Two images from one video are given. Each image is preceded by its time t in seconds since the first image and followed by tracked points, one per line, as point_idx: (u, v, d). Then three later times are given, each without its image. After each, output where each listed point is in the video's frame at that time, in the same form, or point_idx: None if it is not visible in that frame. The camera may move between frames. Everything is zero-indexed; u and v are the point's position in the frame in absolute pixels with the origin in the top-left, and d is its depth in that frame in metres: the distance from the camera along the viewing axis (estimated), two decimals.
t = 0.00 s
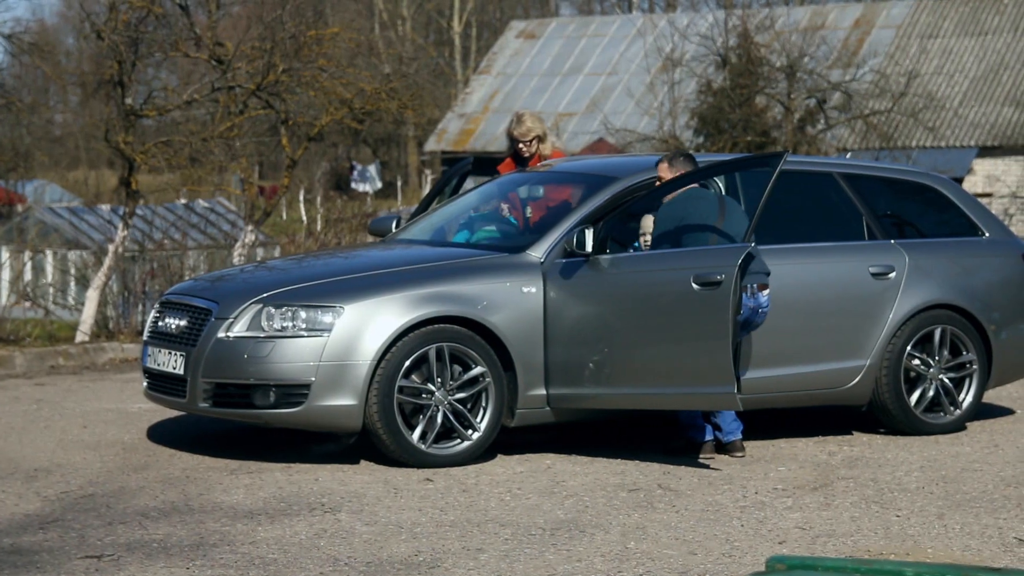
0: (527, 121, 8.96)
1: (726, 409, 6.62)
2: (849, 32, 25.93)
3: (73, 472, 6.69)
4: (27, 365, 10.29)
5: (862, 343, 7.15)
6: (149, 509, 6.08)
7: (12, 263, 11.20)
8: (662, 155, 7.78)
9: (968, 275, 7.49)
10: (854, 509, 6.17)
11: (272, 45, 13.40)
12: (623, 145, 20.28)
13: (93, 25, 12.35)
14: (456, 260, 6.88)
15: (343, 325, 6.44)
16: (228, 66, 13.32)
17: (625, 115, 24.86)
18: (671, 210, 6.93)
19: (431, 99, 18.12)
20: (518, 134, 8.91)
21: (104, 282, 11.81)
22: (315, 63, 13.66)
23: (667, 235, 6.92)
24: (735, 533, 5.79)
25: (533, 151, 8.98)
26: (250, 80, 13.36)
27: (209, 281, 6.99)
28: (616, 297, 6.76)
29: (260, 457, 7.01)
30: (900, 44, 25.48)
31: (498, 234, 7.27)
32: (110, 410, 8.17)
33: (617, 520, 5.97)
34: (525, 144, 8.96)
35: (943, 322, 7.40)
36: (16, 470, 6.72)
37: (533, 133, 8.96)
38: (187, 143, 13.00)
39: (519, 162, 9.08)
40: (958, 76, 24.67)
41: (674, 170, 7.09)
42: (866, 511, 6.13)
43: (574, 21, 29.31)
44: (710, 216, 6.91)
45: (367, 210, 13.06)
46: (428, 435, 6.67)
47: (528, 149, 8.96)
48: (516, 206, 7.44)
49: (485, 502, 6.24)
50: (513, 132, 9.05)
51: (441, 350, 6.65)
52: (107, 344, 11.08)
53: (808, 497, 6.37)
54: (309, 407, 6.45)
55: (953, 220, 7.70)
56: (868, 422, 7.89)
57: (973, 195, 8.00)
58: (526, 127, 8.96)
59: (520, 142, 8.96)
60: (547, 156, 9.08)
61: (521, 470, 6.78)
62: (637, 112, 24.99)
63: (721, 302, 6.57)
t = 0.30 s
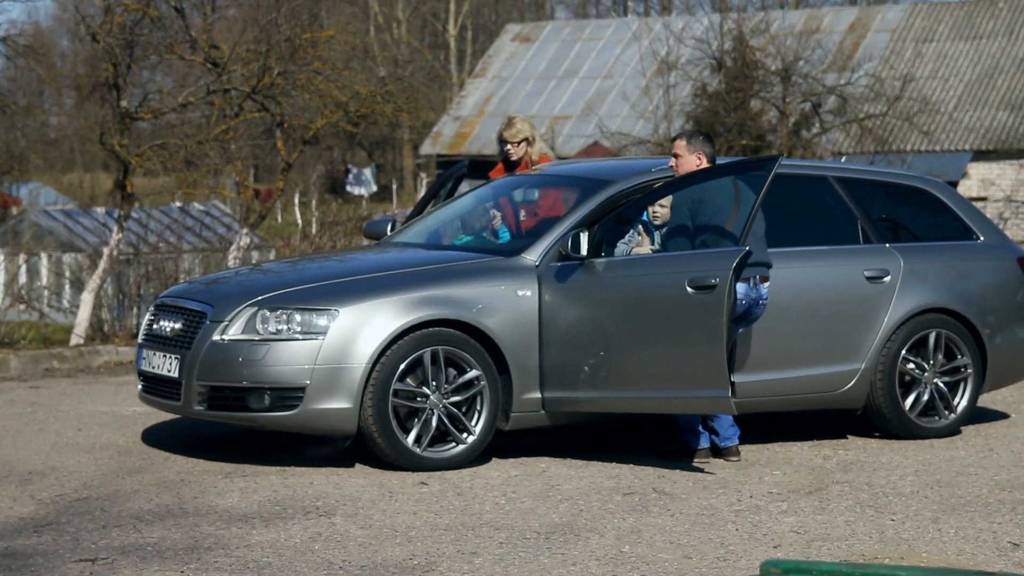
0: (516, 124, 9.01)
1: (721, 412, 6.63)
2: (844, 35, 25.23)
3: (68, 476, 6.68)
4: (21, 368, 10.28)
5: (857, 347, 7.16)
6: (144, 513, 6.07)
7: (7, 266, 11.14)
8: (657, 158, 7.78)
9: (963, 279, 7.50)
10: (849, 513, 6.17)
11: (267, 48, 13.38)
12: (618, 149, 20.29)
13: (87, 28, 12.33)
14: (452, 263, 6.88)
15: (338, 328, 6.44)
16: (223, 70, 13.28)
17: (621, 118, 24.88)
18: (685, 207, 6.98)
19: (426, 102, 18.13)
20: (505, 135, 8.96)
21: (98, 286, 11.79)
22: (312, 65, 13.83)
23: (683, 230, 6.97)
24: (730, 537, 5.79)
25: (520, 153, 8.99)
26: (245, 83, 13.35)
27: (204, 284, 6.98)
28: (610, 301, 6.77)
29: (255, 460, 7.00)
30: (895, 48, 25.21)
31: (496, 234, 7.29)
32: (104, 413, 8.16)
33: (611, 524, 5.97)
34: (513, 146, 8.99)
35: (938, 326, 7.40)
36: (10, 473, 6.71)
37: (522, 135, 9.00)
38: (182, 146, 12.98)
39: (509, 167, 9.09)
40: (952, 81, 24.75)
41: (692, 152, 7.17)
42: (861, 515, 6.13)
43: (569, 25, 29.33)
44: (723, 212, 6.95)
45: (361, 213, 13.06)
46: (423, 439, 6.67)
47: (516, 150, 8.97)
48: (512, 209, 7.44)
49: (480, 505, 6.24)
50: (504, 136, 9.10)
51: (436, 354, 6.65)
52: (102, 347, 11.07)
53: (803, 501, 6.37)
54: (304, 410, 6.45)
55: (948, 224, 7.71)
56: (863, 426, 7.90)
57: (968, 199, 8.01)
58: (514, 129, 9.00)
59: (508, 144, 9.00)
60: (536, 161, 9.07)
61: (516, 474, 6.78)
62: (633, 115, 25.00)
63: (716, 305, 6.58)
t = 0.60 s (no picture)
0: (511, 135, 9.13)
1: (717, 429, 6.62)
2: (839, 52, 25.98)
3: (62, 491, 6.67)
4: (16, 383, 10.27)
5: (852, 363, 7.16)
6: (137, 528, 6.06)
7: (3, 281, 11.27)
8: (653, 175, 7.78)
9: (958, 296, 7.51)
10: (844, 529, 6.17)
11: (263, 64, 13.37)
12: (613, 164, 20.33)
13: (84, 43, 12.35)
14: (447, 279, 6.88)
15: (333, 344, 6.44)
16: (219, 85, 13.23)
17: (616, 134, 24.91)
18: (711, 212, 6.89)
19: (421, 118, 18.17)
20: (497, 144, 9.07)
21: (93, 301, 11.78)
22: (307, 81, 13.75)
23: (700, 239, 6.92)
24: (725, 553, 5.79)
25: (512, 163, 9.07)
26: (241, 98, 13.35)
27: (199, 299, 6.98)
28: (606, 317, 6.77)
29: (249, 476, 7.00)
30: (890, 64, 25.75)
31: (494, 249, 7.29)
32: (99, 429, 8.15)
33: (606, 540, 5.96)
34: (505, 155, 9.08)
35: (933, 343, 7.41)
36: (4, 489, 6.70)
37: (515, 145, 9.10)
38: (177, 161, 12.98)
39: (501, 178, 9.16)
40: (948, 97, 24.91)
41: (727, 140, 7.31)
42: (855, 532, 6.13)
43: (564, 39, 29.33)
44: (747, 222, 6.79)
45: (357, 229, 13.06)
46: (417, 455, 6.67)
47: (506, 159, 9.06)
48: (508, 226, 7.43)
49: (475, 521, 6.23)
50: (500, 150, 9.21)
51: (431, 370, 6.64)
52: (97, 362, 11.07)
53: (797, 517, 6.37)
54: (298, 425, 6.44)
55: (943, 240, 7.72)
56: (859, 442, 7.90)
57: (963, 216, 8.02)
58: (507, 140, 9.11)
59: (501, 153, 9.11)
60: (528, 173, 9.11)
61: (511, 490, 6.77)
62: (627, 131, 25.04)
63: (712, 321, 6.58)
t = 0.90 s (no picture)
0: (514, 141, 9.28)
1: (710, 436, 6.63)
2: (833, 60, 25.74)
3: (55, 497, 6.66)
4: (9, 389, 10.25)
5: (846, 370, 7.15)
6: (131, 535, 6.06)
7: None
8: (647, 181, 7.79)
9: (951, 303, 7.51)
10: (837, 536, 6.17)
11: (257, 70, 13.43)
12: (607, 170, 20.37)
13: (77, 48, 12.38)
14: (440, 285, 6.88)
15: (327, 350, 6.43)
16: (213, 90, 13.35)
17: (610, 140, 24.93)
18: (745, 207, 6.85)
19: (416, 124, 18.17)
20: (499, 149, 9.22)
21: (86, 307, 11.75)
22: (301, 87, 13.77)
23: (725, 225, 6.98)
24: (719, 560, 5.79)
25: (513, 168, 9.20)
26: (234, 104, 13.39)
27: (193, 305, 6.97)
28: (599, 325, 6.79)
29: (242, 482, 6.99)
30: (884, 71, 25.62)
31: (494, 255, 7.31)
32: (93, 435, 8.14)
33: (600, 547, 5.96)
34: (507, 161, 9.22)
35: (926, 350, 7.41)
36: None
37: (517, 151, 9.23)
38: (171, 167, 13.02)
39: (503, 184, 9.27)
40: (942, 104, 24.91)
41: (774, 139, 6.84)
42: (849, 539, 6.13)
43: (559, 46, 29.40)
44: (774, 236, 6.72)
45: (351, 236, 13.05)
46: (411, 461, 6.66)
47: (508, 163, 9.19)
48: (502, 233, 7.44)
49: (468, 528, 6.23)
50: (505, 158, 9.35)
51: (425, 376, 6.64)
52: (90, 369, 11.04)
53: (791, 524, 6.37)
54: (292, 431, 6.43)
55: (936, 247, 7.73)
56: (852, 449, 7.90)
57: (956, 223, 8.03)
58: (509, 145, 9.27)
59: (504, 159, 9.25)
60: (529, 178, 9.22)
61: (505, 496, 6.77)
62: (622, 138, 25.04)
63: (707, 330, 6.67)
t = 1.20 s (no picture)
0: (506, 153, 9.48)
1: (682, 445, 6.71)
2: (809, 72, 26.43)
3: (26, 506, 6.65)
4: None
5: (819, 381, 7.18)
6: (101, 543, 6.05)
7: None
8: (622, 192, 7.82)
9: (923, 316, 7.53)
10: (808, 548, 6.19)
11: (233, 78, 13.51)
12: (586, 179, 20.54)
13: (53, 55, 12.23)
14: (415, 295, 6.88)
15: (301, 358, 6.43)
16: (189, 98, 13.31)
17: (587, 151, 24.98)
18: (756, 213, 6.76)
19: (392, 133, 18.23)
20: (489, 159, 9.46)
21: (60, 314, 11.76)
22: (278, 96, 13.94)
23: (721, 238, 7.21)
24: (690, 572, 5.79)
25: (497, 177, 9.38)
26: (210, 112, 13.45)
27: (167, 313, 6.96)
28: (572, 335, 6.82)
29: (213, 490, 6.98)
30: (861, 85, 26.14)
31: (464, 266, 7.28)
32: (63, 444, 8.13)
33: (572, 558, 5.97)
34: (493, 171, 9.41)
35: (899, 362, 7.43)
36: None
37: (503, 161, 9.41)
38: (147, 174, 12.96)
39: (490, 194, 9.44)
40: (917, 117, 25.27)
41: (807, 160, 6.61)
42: (820, 551, 6.14)
43: (536, 56, 29.28)
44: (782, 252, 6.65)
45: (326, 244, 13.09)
46: (384, 471, 6.66)
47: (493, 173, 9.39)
48: (476, 243, 7.44)
49: (440, 537, 6.23)
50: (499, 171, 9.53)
51: (399, 386, 6.64)
52: (63, 376, 11.04)
53: (762, 535, 6.38)
54: (265, 440, 6.43)
55: (909, 260, 7.75)
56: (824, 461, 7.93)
57: (930, 236, 8.06)
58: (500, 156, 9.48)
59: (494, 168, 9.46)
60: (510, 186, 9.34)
61: (477, 506, 6.77)
62: (599, 149, 25.02)
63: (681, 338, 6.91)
